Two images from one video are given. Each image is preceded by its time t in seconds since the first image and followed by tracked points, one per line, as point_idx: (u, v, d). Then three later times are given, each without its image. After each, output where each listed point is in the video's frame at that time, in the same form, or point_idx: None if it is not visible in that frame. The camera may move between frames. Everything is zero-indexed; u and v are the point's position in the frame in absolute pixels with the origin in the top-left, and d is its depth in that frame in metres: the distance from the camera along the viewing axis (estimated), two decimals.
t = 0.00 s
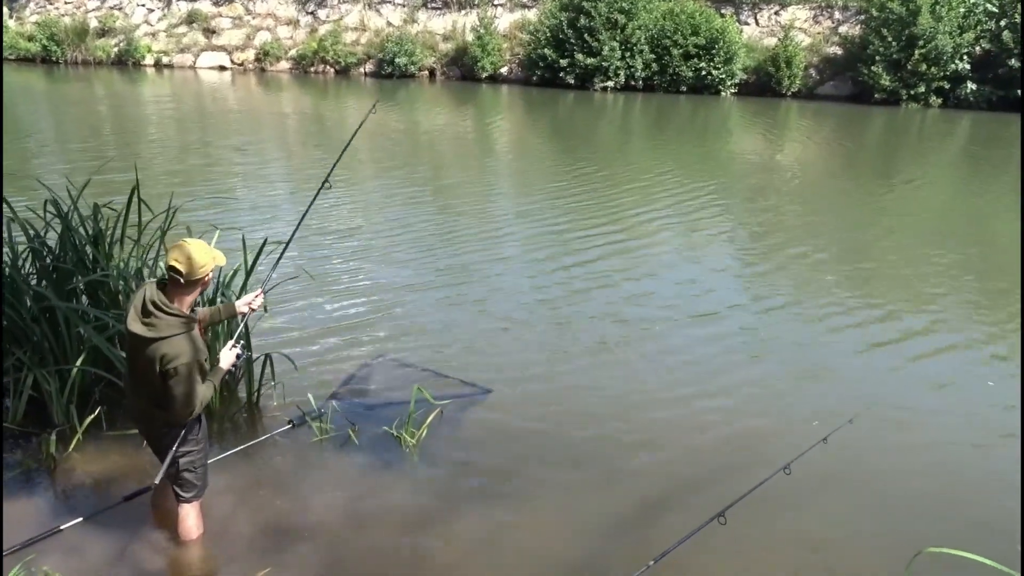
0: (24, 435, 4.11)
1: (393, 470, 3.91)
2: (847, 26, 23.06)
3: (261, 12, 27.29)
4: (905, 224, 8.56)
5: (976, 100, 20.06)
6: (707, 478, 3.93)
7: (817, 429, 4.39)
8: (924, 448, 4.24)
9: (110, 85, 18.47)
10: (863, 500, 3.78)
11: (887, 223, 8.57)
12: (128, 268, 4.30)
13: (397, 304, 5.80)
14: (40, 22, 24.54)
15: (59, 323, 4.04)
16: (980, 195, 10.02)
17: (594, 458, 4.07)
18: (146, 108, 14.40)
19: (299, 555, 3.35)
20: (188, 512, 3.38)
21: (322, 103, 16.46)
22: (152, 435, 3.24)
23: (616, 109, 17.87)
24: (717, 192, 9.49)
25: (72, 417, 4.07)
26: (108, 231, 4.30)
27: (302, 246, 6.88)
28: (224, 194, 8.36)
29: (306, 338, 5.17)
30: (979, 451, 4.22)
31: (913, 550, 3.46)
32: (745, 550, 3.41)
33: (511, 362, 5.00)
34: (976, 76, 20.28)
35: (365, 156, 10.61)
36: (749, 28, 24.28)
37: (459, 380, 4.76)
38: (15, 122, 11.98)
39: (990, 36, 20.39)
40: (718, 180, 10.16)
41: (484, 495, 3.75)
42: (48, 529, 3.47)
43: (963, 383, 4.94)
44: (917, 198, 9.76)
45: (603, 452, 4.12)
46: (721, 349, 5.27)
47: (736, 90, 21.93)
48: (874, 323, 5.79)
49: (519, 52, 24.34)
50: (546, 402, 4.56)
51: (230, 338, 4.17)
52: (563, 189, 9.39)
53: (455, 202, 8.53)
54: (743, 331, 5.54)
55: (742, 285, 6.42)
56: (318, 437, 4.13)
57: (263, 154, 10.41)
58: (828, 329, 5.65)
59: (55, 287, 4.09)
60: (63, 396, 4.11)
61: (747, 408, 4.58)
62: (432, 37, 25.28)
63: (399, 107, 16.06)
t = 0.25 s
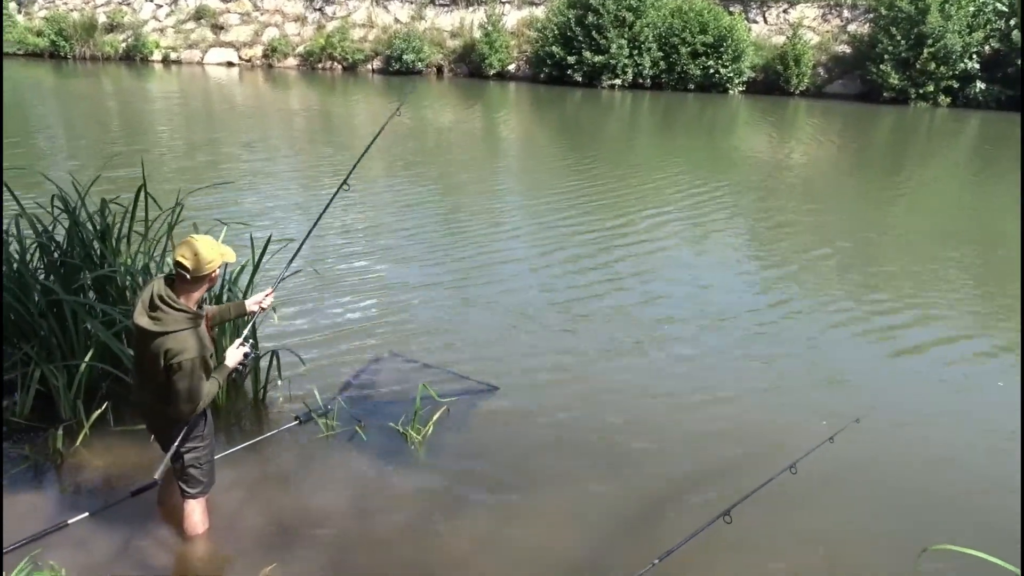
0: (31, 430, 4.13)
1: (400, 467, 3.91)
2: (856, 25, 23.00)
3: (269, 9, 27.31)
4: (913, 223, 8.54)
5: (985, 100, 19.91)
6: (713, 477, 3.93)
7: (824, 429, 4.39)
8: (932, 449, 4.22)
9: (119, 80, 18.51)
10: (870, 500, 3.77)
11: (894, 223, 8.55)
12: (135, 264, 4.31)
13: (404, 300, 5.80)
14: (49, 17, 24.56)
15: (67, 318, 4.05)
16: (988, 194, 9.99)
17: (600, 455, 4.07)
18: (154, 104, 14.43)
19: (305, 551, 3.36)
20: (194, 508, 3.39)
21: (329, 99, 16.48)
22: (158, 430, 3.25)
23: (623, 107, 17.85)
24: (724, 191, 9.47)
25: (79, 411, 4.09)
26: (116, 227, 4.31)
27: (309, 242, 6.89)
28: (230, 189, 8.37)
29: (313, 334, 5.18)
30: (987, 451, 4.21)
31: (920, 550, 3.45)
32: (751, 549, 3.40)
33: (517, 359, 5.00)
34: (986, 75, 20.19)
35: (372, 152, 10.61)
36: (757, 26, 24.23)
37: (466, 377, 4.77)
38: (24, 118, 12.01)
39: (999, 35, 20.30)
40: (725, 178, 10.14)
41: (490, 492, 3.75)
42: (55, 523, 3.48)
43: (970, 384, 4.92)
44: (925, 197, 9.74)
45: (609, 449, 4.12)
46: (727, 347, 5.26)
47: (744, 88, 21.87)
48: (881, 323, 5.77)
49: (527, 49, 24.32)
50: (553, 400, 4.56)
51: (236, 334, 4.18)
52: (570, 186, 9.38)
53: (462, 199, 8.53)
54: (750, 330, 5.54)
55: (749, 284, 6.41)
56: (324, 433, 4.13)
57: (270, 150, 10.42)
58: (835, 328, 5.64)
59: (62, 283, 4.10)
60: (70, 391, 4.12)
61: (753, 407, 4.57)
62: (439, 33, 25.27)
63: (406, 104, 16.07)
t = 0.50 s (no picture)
0: (44, 425, 4.16)
1: (410, 463, 3.92)
2: (869, 22, 22.89)
3: (281, 6, 27.39)
4: (926, 222, 8.49)
5: (1000, 97, 19.49)
6: (724, 475, 3.92)
7: (836, 427, 4.37)
8: (945, 448, 4.20)
9: (133, 77, 18.60)
10: (881, 499, 3.76)
11: (907, 221, 8.50)
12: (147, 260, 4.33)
13: (415, 297, 5.81)
14: (62, 14, 24.68)
15: (80, 314, 4.07)
16: (1003, 193, 9.91)
17: (611, 453, 4.07)
18: (167, 101, 14.49)
19: (316, 546, 3.37)
20: (207, 503, 3.41)
21: (341, 96, 16.52)
22: (172, 425, 3.26)
23: (634, 104, 17.84)
24: (736, 188, 9.44)
25: (92, 406, 4.11)
26: (128, 223, 4.33)
27: (320, 238, 6.91)
28: (241, 185, 8.40)
29: (324, 330, 5.20)
30: (1001, 451, 4.18)
31: (931, 550, 3.43)
32: (761, 547, 3.39)
33: (527, 356, 5.00)
34: (1000, 73, 20.02)
35: (383, 149, 10.63)
36: (770, 23, 24.15)
37: (477, 374, 4.77)
38: (38, 114, 12.08)
39: (1014, 33, 20.13)
40: (736, 176, 10.10)
41: (500, 489, 3.75)
42: (68, 518, 3.51)
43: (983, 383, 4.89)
44: (938, 195, 9.68)
45: (619, 447, 4.12)
46: (739, 345, 5.25)
47: (755, 86, 21.73)
48: (894, 321, 5.74)
49: (538, 46, 24.31)
50: (563, 397, 4.56)
51: (248, 329, 4.20)
52: (580, 184, 9.36)
53: (472, 196, 8.53)
54: (762, 328, 5.52)
55: (761, 282, 6.39)
56: (335, 430, 4.13)
57: (281, 146, 10.45)
58: (848, 327, 5.61)
59: (75, 278, 4.12)
60: (83, 386, 4.14)
61: (765, 405, 4.56)
62: (451, 30, 25.28)
63: (418, 101, 16.09)
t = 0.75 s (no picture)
0: (61, 420, 4.21)
1: (420, 460, 3.95)
2: (882, 18, 22.72)
3: (293, 4, 27.48)
4: (939, 219, 8.44)
5: (1015, 94, 19.37)
6: (734, 474, 3.92)
7: (847, 426, 4.36)
8: (957, 448, 4.18)
9: (145, 76, 18.72)
10: (892, 499, 3.74)
11: (920, 218, 8.45)
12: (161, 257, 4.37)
13: (426, 295, 5.84)
14: (77, 13, 24.87)
15: (95, 311, 4.12)
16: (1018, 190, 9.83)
17: (621, 450, 4.08)
18: (180, 99, 14.57)
19: (327, 542, 3.40)
20: (220, 498, 3.45)
21: (352, 94, 16.57)
22: (187, 421, 3.30)
23: (645, 101, 17.79)
24: (748, 186, 9.39)
25: (107, 402, 4.16)
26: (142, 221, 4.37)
27: (332, 236, 6.94)
28: (253, 183, 8.45)
29: (335, 327, 5.23)
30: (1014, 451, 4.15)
31: (942, 551, 3.42)
32: (770, 546, 3.39)
33: (538, 354, 5.01)
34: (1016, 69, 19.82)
35: (395, 147, 10.66)
36: (782, 19, 24.04)
37: (487, 370, 4.79)
38: (51, 112, 12.18)
39: None
40: (749, 174, 10.05)
41: (509, 487, 3.77)
42: (85, 513, 3.57)
43: (997, 382, 4.86)
44: (952, 192, 9.62)
45: (629, 445, 4.13)
46: (750, 344, 5.24)
47: (768, 83, 21.60)
48: (906, 320, 5.71)
49: (549, 43, 24.26)
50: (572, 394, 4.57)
51: (260, 326, 4.24)
52: (591, 181, 9.34)
53: (484, 194, 8.55)
54: (774, 326, 5.50)
55: (774, 280, 6.37)
56: (347, 428, 4.16)
57: (293, 144, 10.50)
58: (861, 325, 5.58)
59: (90, 276, 4.17)
60: (98, 382, 4.19)
61: (775, 404, 4.55)
62: (462, 28, 25.25)
63: (428, 99, 16.12)
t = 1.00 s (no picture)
0: (81, 416, 4.26)
1: (435, 457, 3.97)
2: (902, 15, 22.50)
3: (310, 3, 27.62)
4: (958, 219, 8.36)
5: None
6: (749, 475, 3.91)
7: (863, 426, 4.33)
8: (975, 450, 4.14)
9: (164, 75, 18.87)
10: (909, 501, 3.72)
11: (939, 218, 8.38)
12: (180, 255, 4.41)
13: (442, 293, 5.86)
14: (100, 14, 25.17)
15: (115, 307, 4.17)
16: None
17: (637, 449, 4.08)
18: (198, 98, 14.68)
19: (343, 539, 3.43)
20: (238, 493, 3.48)
21: (368, 93, 16.63)
22: (206, 418, 3.33)
23: (663, 99, 17.74)
24: (765, 185, 9.34)
25: (127, 398, 4.20)
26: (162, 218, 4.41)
27: (348, 234, 6.98)
28: (270, 181, 8.51)
29: (352, 325, 5.27)
30: None
31: (959, 555, 3.40)
32: (785, 547, 3.38)
33: (554, 353, 5.02)
34: None
35: (411, 145, 10.70)
36: (800, 17, 23.93)
37: (502, 368, 4.81)
38: (72, 111, 12.33)
39: None
40: (766, 173, 9.99)
41: (524, 486, 3.79)
42: (105, 507, 3.62)
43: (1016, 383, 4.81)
44: (971, 191, 9.53)
45: (643, 444, 4.13)
46: (766, 344, 5.22)
47: (784, 81, 21.46)
48: (924, 320, 5.67)
49: (566, 41, 24.24)
50: (587, 392, 4.58)
51: (277, 323, 4.28)
52: (607, 180, 9.32)
53: (499, 192, 8.56)
54: (791, 326, 5.47)
55: (791, 280, 6.33)
56: (363, 426, 4.18)
57: (310, 143, 10.56)
58: (879, 326, 5.54)
59: (110, 273, 4.22)
60: (118, 377, 4.23)
61: (791, 404, 4.54)
62: (478, 26, 25.23)
63: (444, 97, 16.17)
